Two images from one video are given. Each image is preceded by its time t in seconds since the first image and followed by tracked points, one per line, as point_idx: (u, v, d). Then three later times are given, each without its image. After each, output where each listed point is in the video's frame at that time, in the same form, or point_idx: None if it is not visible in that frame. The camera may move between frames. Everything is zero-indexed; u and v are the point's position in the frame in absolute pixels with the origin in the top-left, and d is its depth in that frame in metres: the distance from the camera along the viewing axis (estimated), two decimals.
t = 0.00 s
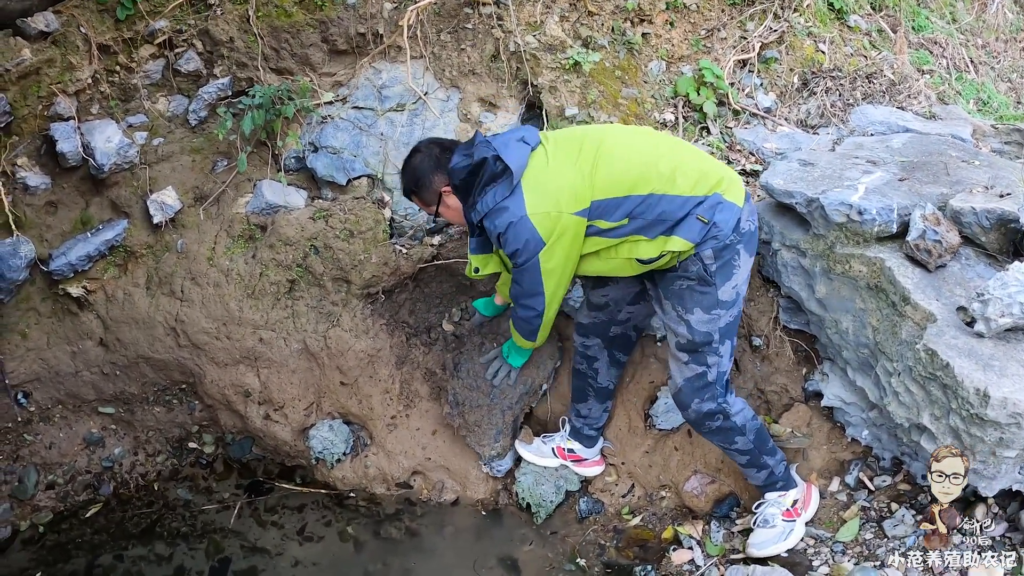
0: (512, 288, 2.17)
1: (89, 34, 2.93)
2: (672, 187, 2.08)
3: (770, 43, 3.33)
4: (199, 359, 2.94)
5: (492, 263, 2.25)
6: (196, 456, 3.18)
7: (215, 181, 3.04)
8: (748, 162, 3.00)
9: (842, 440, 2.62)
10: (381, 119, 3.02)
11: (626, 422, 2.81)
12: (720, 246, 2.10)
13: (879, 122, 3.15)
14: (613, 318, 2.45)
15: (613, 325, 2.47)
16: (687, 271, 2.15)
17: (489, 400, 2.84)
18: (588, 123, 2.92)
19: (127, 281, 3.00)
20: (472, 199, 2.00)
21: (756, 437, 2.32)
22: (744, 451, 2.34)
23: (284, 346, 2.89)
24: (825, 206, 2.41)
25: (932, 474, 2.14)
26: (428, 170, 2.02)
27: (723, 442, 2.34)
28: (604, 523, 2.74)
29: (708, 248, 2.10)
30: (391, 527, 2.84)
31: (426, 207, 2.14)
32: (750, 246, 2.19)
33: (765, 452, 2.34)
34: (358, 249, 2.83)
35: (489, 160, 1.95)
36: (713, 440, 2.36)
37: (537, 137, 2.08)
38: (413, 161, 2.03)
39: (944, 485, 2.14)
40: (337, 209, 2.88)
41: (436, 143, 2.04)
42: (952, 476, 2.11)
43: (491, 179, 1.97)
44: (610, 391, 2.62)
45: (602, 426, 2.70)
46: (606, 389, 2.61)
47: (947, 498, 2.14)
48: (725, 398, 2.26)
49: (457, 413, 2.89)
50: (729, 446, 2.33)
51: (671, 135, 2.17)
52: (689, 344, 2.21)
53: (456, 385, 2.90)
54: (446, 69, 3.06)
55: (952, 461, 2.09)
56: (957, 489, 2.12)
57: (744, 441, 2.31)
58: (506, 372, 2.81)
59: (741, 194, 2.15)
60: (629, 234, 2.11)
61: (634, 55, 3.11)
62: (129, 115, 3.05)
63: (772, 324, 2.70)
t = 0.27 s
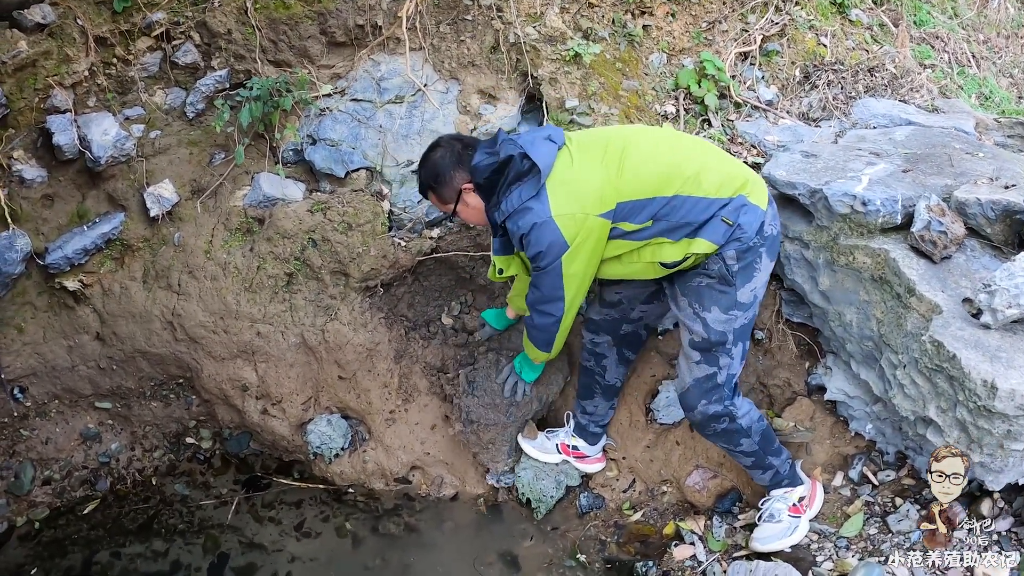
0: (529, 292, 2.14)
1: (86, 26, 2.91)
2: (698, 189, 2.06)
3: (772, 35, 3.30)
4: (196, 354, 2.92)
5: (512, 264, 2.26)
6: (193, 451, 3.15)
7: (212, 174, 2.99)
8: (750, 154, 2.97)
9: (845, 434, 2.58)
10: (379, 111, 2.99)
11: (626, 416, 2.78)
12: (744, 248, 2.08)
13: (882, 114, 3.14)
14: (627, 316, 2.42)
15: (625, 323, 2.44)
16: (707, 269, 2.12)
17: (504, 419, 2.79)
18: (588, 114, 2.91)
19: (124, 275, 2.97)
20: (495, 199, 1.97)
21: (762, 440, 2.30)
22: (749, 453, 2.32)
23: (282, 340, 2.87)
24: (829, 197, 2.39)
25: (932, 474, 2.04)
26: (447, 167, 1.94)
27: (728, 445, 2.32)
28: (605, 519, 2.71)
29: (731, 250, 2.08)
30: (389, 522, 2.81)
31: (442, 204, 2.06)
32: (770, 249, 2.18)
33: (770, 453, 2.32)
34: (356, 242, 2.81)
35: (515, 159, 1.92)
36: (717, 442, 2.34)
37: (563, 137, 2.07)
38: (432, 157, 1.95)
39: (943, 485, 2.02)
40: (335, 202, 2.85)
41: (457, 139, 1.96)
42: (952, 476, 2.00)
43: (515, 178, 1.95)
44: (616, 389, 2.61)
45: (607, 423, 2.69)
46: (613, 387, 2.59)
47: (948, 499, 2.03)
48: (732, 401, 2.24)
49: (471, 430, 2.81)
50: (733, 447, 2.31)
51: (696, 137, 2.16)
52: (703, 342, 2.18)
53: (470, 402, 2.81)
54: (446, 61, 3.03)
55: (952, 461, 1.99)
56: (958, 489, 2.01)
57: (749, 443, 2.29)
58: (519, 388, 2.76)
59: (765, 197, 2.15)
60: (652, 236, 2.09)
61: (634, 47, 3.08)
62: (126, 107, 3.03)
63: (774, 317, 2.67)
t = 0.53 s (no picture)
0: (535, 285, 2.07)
1: (78, 16, 2.85)
2: (713, 181, 2.02)
3: (774, 26, 3.24)
4: (188, 348, 2.86)
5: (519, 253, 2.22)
6: (186, 448, 3.09)
7: (205, 166, 2.93)
8: (752, 145, 2.90)
9: (850, 430, 2.51)
10: (375, 101, 2.94)
11: (626, 412, 2.71)
12: (757, 240, 2.04)
13: (886, 105, 3.07)
14: (630, 308, 2.36)
15: (628, 315, 2.38)
16: (718, 259, 2.07)
17: (501, 413, 2.73)
18: (587, 105, 2.85)
19: (115, 269, 2.92)
20: (506, 184, 1.92)
21: (766, 435, 2.24)
22: (752, 448, 2.26)
23: (275, 334, 2.81)
24: (834, 185, 2.31)
25: (931, 474, 2.10)
26: (456, 152, 1.90)
27: (732, 438, 2.26)
28: (604, 517, 2.64)
29: (744, 241, 2.04)
30: (384, 520, 2.76)
31: (449, 193, 2.01)
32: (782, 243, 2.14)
33: (774, 449, 2.26)
34: (351, 234, 2.75)
35: (530, 143, 1.88)
36: (721, 436, 2.27)
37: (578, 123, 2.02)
38: (439, 141, 1.91)
39: (944, 485, 2.09)
40: (329, 194, 2.80)
41: (465, 124, 1.93)
42: (952, 476, 2.08)
43: (530, 163, 1.90)
44: (620, 382, 2.53)
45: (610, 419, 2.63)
46: (617, 380, 2.52)
47: (948, 499, 2.09)
48: (737, 393, 2.19)
49: (467, 426, 2.76)
50: (737, 442, 2.26)
51: (711, 128, 2.13)
52: (713, 331, 2.11)
53: (467, 397, 2.76)
54: (442, 50, 2.98)
55: (952, 461, 2.07)
56: (958, 489, 2.08)
57: (753, 438, 2.23)
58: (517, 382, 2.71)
59: (778, 190, 2.12)
60: (664, 228, 2.05)
61: (634, 37, 3.02)
62: (118, 99, 2.98)
63: (778, 310, 2.60)
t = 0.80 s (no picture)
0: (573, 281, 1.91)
1: (64, 12, 2.75)
2: (726, 159, 1.98)
3: (774, 21, 3.15)
4: (176, 350, 2.80)
5: (527, 240, 2.19)
6: (176, 451, 3.03)
7: (193, 164, 2.87)
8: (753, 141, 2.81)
9: (854, 434, 2.43)
10: (366, 97, 2.87)
11: (624, 415, 2.64)
12: (772, 222, 2.01)
13: (888, 100, 3.01)
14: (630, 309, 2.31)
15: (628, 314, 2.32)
16: (733, 246, 2.03)
17: (495, 417, 2.71)
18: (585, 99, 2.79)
19: (102, 269, 2.86)
20: (515, 155, 1.87)
21: (782, 434, 2.16)
22: (766, 448, 2.18)
23: (265, 336, 2.75)
24: (839, 181, 2.20)
25: (932, 474, 2.09)
26: (456, 137, 1.91)
27: (746, 437, 2.18)
28: (602, 523, 2.57)
29: (758, 223, 2.00)
30: (377, 526, 2.69)
31: (452, 184, 2.00)
32: (795, 230, 2.10)
33: (788, 449, 2.18)
34: (342, 233, 2.67)
35: (537, 112, 1.85)
36: (735, 433, 2.19)
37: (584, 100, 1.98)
38: (439, 129, 1.92)
39: (943, 485, 2.08)
40: (320, 191, 2.73)
41: (460, 113, 1.94)
42: (952, 476, 2.07)
43: (537, 133, 1.86)
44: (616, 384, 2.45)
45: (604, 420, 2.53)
46: (613, 382, 2.43)
47: (948, 499, 2.07)
48: (756, 387, 2.12)
49: (460, 430, 2.72)
50: (752, 440, 2.17)
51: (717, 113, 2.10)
52: (732, 320, 2.06)
53: (459, 400, 2.72)
54: (435, 45, 2.90)
55: (952, 461, 2.05)
56: (958, 489, 2.07)
57: (769, 436, 2.15)
58: (510, 384, 2.73)
59: (787, 174, 2.09)
60: (678, 208, 1.99)
61: (633, 30, 2.94)
62: (105, 96, 2.92)
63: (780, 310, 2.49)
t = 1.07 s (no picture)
0: (632, 258, 1.76)
1: (47, 11, 2.68)
2: (736, 151, 1.93)
3: (773, 17, 3.08)
4: (163, 357, 2.75)
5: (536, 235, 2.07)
6: (165, 459, 2.98)
7: (180, 166, 2.81)
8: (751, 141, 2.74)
9: (856, 444, 2.35)
10: (355, 97, 2.80)
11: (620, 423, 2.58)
12: (781, 218, 1.97)
13: (889, 100, 2.92)
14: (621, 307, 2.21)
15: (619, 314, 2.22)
16: (745, 241, 1.98)
17: (486, 426, 2.62)
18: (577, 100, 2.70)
19: (87, 274, 2.80)
20: (526, 140, 1.79)
21: (791, 442, 2.10)
22: (776, 455, 2.10)
23: (252, 342, 2.69)
24: (842, 183, 2.11)
25: (931, 475, 1.99)
26: (457, 131, 1.83)
27: (757, 442, 2.09)
28: (597, 534, 2.51)
29: (769, 219, 1.96)
30: (367, 536, 2.64)
31: (452, 185, 1.90)
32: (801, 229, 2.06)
33: (796, 458, 2.11)
34: (330, 236, 2.61)
35: (546, 93, 1.80)
36: (746, 438, 2.10)
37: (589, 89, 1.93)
38: (435, 126, 1.84)
39: (944, 485, 1.98)
40: (307, 194, 2.65)
41: (455, 109, 1.87)
42: (952, 476, 1.96)
43: (548, 115, 1.80)
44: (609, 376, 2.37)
45: (608, 416, 2.43)
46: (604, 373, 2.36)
47: (948, 499, 1.98)
48: (771, 389, 2.05)
49: (451, 439, 2.64)
50: (764, 445, 2.09)
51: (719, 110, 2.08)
52: (749, 318, 1.99)
53: (450, 408, 2.63)
54: (425, 43, 2.83)
55: (952, 461, 1.95)
56: (958, 490, 1.96)
57: (781, 441, 2.08)
58: (501, 392, 2.63)
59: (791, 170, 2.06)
60: (689, 200, 1.93)
61: (628, 28, 2.87)
62: (89, 97, 2.86)
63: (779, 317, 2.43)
